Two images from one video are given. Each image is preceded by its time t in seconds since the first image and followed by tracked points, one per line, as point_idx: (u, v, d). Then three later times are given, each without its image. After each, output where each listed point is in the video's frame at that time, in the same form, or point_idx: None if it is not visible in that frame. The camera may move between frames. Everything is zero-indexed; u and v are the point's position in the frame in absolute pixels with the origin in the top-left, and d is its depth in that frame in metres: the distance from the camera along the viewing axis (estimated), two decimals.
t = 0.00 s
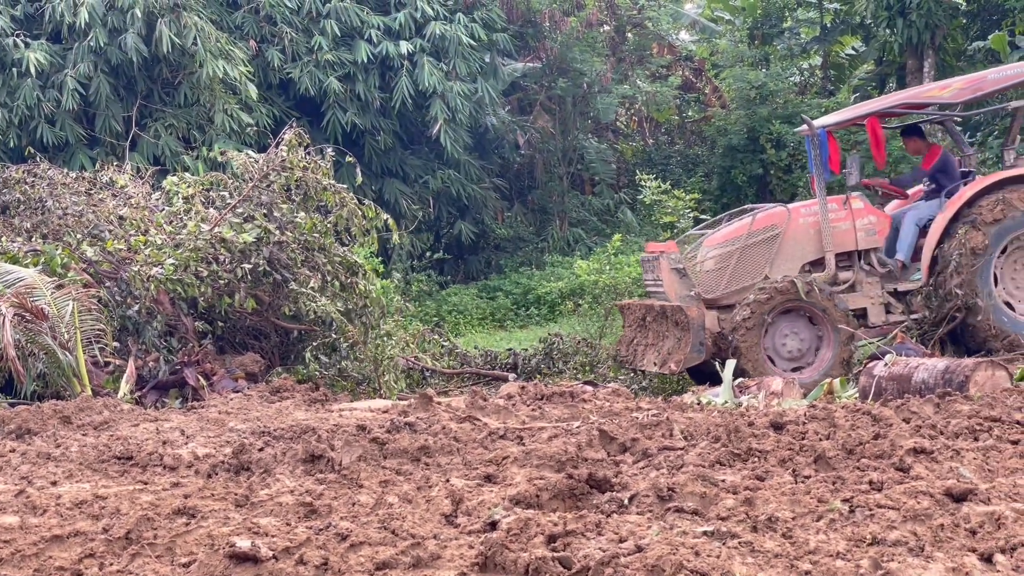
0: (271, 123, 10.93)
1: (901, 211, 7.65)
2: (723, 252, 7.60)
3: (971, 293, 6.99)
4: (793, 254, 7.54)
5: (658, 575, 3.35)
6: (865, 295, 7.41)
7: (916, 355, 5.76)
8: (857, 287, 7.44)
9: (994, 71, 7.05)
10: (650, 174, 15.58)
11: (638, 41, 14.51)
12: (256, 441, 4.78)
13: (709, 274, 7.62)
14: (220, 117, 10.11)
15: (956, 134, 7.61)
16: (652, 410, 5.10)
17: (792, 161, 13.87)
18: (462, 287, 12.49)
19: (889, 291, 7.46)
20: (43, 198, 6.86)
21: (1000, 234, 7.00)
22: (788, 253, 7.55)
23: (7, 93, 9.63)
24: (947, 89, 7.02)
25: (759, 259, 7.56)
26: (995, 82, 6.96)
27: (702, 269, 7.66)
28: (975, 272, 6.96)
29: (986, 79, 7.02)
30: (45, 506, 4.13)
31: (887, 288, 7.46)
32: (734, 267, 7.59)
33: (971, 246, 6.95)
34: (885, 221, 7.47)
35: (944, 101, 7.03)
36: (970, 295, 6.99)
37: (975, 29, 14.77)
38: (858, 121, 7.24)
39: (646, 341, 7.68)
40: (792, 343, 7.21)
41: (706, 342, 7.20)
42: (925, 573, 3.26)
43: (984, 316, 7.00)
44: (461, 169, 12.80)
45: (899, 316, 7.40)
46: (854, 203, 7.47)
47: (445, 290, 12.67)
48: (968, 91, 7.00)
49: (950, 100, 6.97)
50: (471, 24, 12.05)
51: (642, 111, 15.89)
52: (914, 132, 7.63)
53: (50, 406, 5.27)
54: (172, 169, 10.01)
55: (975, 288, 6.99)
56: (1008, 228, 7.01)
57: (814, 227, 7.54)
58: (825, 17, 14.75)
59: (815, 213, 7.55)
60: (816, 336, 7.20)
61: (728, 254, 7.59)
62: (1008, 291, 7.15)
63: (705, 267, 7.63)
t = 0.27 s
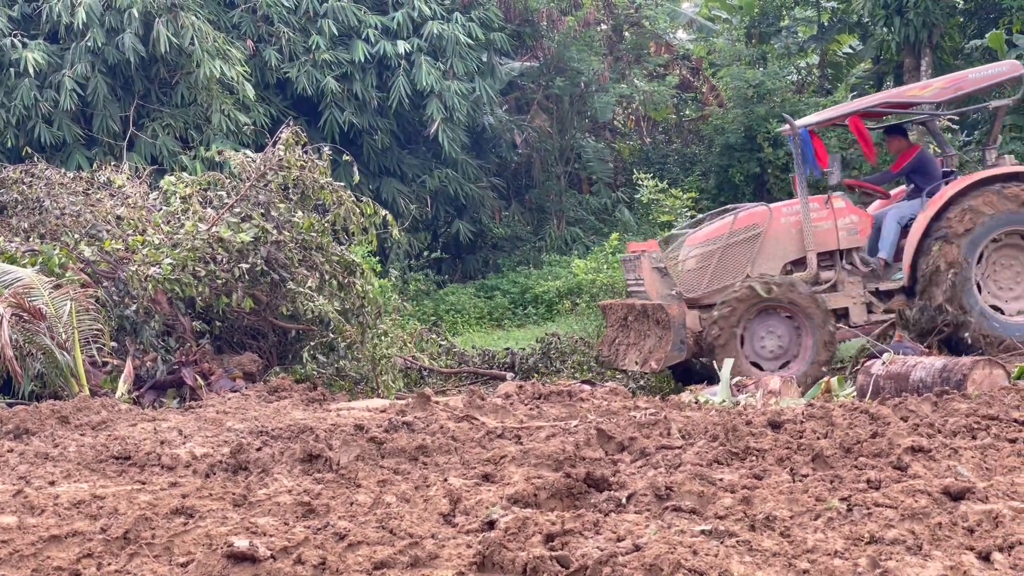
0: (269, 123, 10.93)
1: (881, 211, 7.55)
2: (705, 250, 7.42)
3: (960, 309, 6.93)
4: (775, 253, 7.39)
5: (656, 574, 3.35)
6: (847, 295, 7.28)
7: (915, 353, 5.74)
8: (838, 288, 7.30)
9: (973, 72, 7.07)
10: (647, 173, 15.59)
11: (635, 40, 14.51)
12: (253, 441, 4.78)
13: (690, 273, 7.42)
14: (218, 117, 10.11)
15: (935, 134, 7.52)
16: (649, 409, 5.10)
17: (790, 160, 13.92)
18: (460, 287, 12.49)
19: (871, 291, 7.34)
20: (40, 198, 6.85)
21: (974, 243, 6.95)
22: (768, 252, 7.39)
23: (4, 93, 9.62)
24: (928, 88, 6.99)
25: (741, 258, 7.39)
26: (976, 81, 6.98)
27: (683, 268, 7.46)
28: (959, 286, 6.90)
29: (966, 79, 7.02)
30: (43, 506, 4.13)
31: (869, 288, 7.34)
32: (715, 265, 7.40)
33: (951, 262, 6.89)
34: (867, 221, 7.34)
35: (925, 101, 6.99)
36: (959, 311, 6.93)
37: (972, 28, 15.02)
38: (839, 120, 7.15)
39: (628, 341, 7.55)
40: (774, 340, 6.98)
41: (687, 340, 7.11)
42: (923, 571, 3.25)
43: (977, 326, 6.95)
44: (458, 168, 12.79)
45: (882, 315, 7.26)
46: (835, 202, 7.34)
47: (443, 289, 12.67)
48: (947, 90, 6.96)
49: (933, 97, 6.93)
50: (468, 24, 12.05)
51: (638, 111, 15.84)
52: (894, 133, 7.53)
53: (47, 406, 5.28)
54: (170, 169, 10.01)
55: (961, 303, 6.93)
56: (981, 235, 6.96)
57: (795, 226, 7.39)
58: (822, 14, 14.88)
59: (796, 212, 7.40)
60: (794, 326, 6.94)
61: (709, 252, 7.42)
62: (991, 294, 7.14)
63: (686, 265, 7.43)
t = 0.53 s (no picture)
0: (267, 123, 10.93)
1: (855, 212, 7.41)
2: (676, 252, 7.27)
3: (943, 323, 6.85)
4: (746, 255, 7.24)
5: (654, 573, 3.36)
6: (819, 296, 7.08)
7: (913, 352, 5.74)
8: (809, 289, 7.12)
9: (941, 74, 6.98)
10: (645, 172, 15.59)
11: (633, 40, 14.51)
12: (251, 441, 4.78)
13: (661, 275, 7.26)
14: (216, 117, 10.10)
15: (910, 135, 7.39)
16: (647, 408, 5.10)
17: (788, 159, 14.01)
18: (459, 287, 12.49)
19: (843, 292, 7.17)
20: (38, 198, 6.84)
21: (937, 258, 6.87)
22: (740, 253, 7.25)
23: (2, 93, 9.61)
24: (898, 88, 6.82)
25: (711, 260, 7.24)
26: (945, 81, 6.88)
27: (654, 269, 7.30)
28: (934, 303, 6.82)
29: (935, 79, 6.90)
30: (41, 506, 4.12)
31: (841, 289, 7.17)
32: (686, 266, 7.25)
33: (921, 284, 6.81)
34: (838, 223, 7.19)
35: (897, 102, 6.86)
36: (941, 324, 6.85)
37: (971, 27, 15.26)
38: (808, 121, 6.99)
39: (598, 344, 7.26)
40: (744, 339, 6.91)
41: (657, 340, 6.96)
42: (921, 571, 3.25)
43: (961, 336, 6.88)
44: (457, 168, 12.78)
45: (856, 316, 7.06)
46: (807, 203, 7.19)
47: (441, 289, 12.67)
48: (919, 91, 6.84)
49: (903, 99, 6.77)
50: (466, 23, 12.04)
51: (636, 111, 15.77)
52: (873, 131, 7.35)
53: (45, 406, 5.27)
54: (168, 169, 10.01)
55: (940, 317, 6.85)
56: (943, 248, 6.87)
57: (767, 227, 7.23)
58: (820, 14, 15.06)
59: (768, 213, 7.25)
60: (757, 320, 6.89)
61: (680, 254, 7.27)
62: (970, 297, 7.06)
63: (657, 267, 7.27)
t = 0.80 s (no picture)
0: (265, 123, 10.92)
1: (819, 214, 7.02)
2: (639, 255, 6.96)
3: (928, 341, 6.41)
4: (710, 258, 6.87)
5: (654, 572, 3.37)
6: (783, 299, 6.72)
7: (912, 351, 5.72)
8: (775, 290, 6.75)
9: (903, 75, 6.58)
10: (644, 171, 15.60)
11: (631, 39, 14.52)
12: (250, 441, 4.78)
13: (623, 278, 6.96)
14: (214, 117, 10.09)
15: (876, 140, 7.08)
16: (647, 407, 5.10)
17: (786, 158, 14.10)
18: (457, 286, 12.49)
19: (807, 294, 6.78)
20: (35, 198, 6.82)
21: (896, 283, 6.42)
22: (704, 256, 6.88)
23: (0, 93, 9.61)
24: (859, 89, 6.48)
25: (674, 263, 6.89)
26: (908, 81, 6.48)
27: (617, 273, 7.00)
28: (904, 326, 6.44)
29: (898, 80, 6.52)
30: (40, 506, 4.13)
31: (804, 291, 6.78)
32: (648, 271, 6.92)
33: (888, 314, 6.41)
34: (802, 225, 6.82)
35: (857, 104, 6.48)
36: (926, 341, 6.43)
37: (968, 27, 15.56)
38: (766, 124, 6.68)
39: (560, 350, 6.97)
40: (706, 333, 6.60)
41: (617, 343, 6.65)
42: (919, 569, 3.26)
43: (947, 345, 6.44)
44: (455, 167, 12.77)
45: (821, 317, 6.71)
46: (771, 206, 6.84)
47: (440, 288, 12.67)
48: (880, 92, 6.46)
49: (862, 101, 6.42)
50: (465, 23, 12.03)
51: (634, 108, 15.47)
52: (842, 131, 6.95)
53: (44, 406, 5.27)
54: (166, 169, 10.01)
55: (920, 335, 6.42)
56: (897, 271, 6.41)
57: (730, 231, 6.88)
58: (818, 13, 15.27)
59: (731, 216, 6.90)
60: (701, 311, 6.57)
61: (643, 257, 6.95)
62: (947, 300, 6.57)
63: (620, 271, 6.97)
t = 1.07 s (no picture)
0: (264, 122, 10.92)
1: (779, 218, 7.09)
2: (600, 258, 6.99)
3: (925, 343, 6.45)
4: (671, 261, 6.89)
5: (653, 571, 3.36)
6: (746, 301, 6.76)
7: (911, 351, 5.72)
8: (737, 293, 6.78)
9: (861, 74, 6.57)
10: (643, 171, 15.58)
11: (630, 38, 14.53)
12: (250, 441, 4.78)
13: (585, 282, 6.98)
14: (213, 117, 10.09)
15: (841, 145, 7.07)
16: (646, 406, 5.10)
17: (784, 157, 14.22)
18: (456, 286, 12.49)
19: (769, 295, 6.82)
20: (34, 199, 6.81)
21: (865, 303, 6.48)
22: (664, 259, 6.90)
23: None
24: (816, 92, 6.50)
25: (635, 266, 6.90)
26: (865, 82, 6.45)
27: (579, 277, 7.02)
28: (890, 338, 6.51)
29: (855, 80, 6.51)
30: (39, 506, 4.13)
31: (767, 293, 6.82)
32: (610, 274, 6.93)
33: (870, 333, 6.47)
34: (763, 228, 6.87)
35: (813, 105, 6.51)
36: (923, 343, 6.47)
37: (967, 26, 15.62)
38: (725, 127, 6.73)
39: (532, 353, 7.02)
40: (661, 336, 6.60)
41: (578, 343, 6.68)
42: (919, 568, 3.26)
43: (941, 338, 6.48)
44: (454, 167, 12.77)
45: (783, 318, 6.76)
46: (731, 208, 6.92)
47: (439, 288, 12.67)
48: (836, 93, 6.48)
49: (819, 103, 6.44)
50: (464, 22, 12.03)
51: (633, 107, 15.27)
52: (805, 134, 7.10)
53: (44, 406, 5.27)
54: (165, 169, 10.01)
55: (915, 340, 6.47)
56: (861, 291, 6.47)
57: (691, 234, 6.91)
58: (816, 13, 15.36)
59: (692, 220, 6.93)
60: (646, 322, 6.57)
61: (604, 261, 6.98)
62: (922, 291, 6.62)
63: (582, 274, 7.00)
